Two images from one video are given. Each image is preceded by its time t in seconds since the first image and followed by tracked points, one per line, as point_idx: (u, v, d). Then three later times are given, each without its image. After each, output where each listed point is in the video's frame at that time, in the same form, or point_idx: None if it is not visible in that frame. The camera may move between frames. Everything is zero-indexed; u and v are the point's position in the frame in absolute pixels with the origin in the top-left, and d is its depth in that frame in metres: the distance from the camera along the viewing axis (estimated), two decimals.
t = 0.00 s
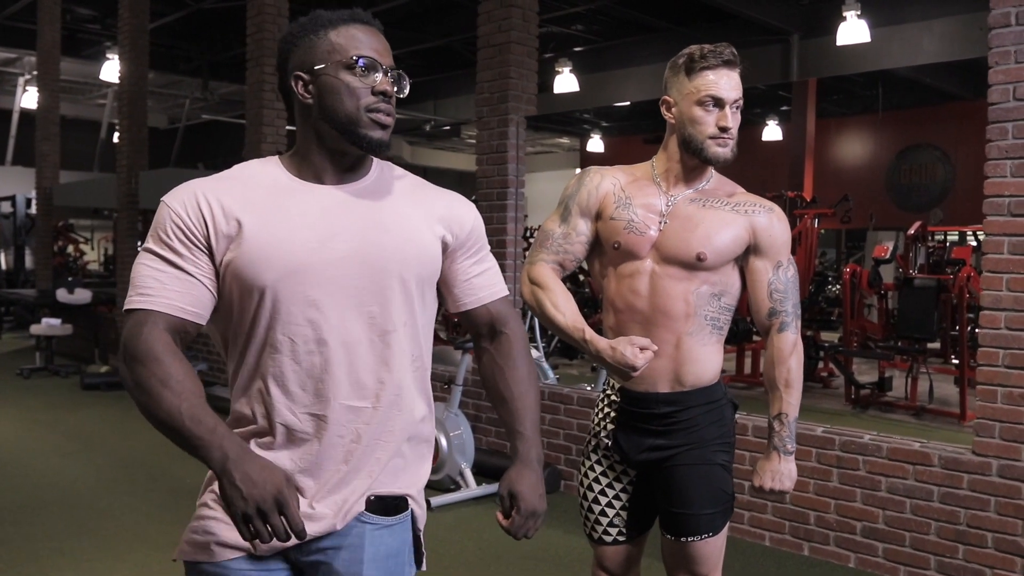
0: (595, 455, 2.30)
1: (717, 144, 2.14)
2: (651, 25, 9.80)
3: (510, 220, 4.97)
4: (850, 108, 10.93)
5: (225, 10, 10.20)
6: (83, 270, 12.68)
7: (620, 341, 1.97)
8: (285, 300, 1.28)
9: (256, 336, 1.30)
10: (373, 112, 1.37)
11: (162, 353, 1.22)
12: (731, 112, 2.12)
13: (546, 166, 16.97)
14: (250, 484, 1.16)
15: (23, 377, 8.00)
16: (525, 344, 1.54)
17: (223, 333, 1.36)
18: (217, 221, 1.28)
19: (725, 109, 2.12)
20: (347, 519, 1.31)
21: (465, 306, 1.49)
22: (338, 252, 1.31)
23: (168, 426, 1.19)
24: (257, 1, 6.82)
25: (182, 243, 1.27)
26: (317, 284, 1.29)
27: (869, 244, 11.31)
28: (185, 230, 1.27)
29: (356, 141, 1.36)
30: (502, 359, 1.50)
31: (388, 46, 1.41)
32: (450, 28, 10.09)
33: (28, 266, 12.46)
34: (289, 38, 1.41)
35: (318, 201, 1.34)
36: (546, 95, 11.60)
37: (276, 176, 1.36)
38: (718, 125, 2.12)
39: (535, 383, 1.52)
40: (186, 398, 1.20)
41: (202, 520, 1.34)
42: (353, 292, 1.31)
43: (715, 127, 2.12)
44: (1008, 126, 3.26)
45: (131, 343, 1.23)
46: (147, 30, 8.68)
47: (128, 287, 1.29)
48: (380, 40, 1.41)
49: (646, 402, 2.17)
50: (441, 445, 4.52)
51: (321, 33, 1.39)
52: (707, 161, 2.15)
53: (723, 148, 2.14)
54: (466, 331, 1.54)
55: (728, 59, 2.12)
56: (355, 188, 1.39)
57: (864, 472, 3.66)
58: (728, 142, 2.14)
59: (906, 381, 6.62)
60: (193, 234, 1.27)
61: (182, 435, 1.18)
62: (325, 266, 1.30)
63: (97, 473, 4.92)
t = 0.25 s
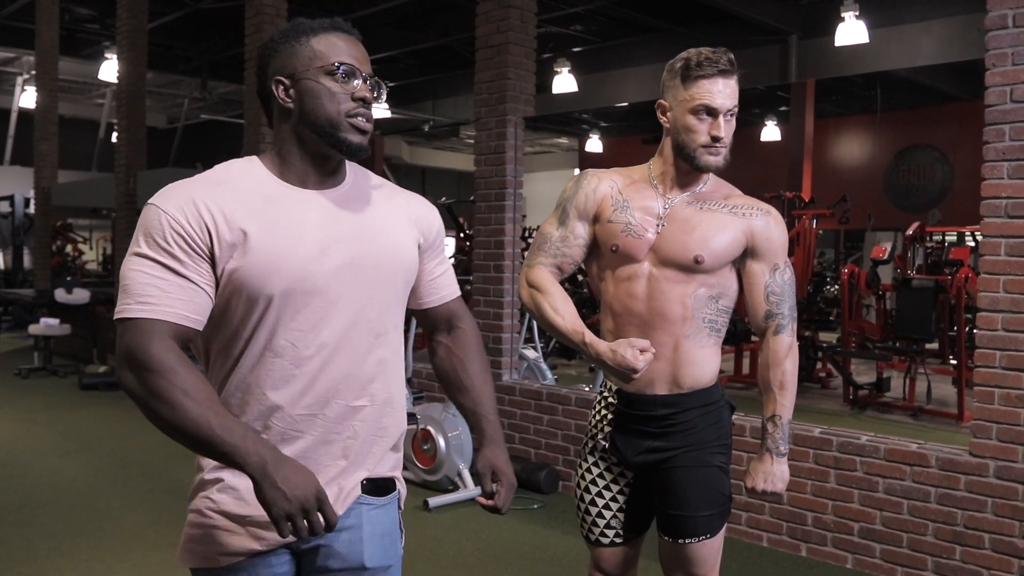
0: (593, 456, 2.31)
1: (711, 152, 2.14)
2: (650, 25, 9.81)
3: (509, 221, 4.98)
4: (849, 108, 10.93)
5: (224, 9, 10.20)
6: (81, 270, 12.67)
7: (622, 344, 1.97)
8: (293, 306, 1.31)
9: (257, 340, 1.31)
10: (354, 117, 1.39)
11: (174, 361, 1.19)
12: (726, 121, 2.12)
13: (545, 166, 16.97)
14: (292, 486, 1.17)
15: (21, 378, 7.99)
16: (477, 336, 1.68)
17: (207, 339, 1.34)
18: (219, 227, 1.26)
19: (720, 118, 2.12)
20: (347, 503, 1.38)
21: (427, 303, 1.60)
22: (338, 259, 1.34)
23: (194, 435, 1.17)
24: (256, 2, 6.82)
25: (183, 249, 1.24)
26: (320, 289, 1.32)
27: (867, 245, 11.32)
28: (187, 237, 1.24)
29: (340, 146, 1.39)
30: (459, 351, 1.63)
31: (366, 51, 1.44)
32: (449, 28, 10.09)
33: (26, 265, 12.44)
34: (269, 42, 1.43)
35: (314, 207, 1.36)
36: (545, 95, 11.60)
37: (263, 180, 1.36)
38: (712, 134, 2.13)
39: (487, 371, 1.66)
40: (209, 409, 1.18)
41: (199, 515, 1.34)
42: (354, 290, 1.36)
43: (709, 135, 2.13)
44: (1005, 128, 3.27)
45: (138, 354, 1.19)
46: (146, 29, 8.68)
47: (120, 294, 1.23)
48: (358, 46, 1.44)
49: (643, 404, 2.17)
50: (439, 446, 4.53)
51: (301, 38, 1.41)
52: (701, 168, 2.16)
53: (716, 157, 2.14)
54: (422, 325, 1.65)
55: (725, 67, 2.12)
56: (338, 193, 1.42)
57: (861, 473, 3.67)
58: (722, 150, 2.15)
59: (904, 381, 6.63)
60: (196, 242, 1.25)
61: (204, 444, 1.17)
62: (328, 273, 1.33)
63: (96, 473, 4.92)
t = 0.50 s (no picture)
0: (591, 457, 2.31)
1: (707, 155, 2.14)
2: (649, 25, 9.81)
3: (507, 221, 4.98)
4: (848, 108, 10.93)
5: (223, 9, 10.20)
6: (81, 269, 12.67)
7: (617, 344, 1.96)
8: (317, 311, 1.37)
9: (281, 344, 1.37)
10: (346, 119, 1.45)
11: (225, 380, 1.25)
12: (723, 123, 2.12)
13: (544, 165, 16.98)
14: (344, 487, 1.26)
15: (20, 377, 8.00)
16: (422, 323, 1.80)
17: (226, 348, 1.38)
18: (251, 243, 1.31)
19: (717, 120, 2.12)
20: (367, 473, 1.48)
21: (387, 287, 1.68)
22: (353, 265, 1.42)
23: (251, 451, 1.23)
24: (255, 2, 6.82)
25: (221, 266, 1.28)
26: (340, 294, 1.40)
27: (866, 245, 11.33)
28: (223, 252, 1.28)
29: (335, 149, 1.44)
30: (411, 337, 1.75)
31: (354, 55, 1.49)
32: (449, 28, 10.08)
33: (25, 265, 12.43)
34: (261, 47, 1.46)
35: (326, 214, 1.42)
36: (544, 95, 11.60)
37: (275, 188, 1.40)
38: (708, 136, 2.13)
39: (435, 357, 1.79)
40: (263, 425, 1.25)
41: (232, 509, 1.39)
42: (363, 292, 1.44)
43: (705, 137, 2.13)
44: (1003, 129, 3.27)
45: (191, 373, 1.23)
46: (145, 29, 8.69)
47: (157, 313, 1.26)
48: (346, 51, 1.49)
49: (641, 405, 2.17)
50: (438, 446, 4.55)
51: (293, 43, 1.45)
52: (697, 171, 2.16)
53: (712, 159, 2.15)
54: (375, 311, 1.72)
55: (722, 70, 2.12)
56: (335, 196, 1.48)
57: (859, 473, 3.67)
58: (718, 153, 2.15)
59: (903, 381, 6.63)
60: (231, 258, 1.29)
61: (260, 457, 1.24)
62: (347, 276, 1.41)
63: (95, 473, 4.92)
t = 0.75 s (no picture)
0: (589, 458, 2.31)
1: (706, 153, 2.14)
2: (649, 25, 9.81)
3: (507, 220, 4.97)
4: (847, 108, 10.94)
5: (223, 9, 10.19)
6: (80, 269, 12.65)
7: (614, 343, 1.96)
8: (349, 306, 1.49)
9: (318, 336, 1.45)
10: (370, 137, 1.55)
11: (299, 362, 1.32)
12: (721, 122, 2.12)
13: (543, 165, 16.97)
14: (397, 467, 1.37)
15: (20, 377, 7.99)
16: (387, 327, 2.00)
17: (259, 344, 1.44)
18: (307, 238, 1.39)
19: (715, 118, 2.11)
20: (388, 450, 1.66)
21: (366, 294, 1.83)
22: (378, 263, 1.54)
23: (329, 431, 1.32)
24: (255, 1, 6.81)
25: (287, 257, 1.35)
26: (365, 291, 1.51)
27: (866, 245, 11.33)
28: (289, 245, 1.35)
29: (360, 163, 1.55)
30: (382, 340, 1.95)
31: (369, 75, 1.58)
32: (448, 27, 10.08)
33: (24, 265, 12.42)
34: (283, 63, 1.51)
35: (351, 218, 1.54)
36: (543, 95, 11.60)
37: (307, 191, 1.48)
38: (707, 134, 2.13)
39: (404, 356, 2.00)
40: (333, 404, 1.33)
41: (298, 481, 1.46)
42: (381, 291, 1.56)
43: (703, 136, 2.13)
44: (1003, 129, 3.27)
45: (274, 358, 1.29)
46: (144, 29, 8.69)
47: (229, 301, 1.30)
48: (359, 69, 1.57)
49: (639, 405, 2.17)
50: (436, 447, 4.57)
51: (316, 61, 1.51)
52: (696, 169, 2.16)
53: (711, 158, 2.15)
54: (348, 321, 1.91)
55: (720, 68, 2.12)
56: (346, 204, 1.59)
57: (859, 473, 3.68)
58: (716, 152, 2.15)
59: (902, 381, 6.63)
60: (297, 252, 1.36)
61: (334, 436, 1.32)
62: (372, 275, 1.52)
63: (94, 473, 4.92)
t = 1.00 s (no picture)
0: (587, 457, 2.31)
1: (706, 151, 2.14)
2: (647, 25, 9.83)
3: (505, 220, 4.97)
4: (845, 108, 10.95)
5: (221, 8, 10.18)
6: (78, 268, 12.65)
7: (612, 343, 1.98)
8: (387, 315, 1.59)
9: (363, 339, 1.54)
10: (389, 158, 1.66)
11: (365, 348, 1.39)
12: (720, 119, 2.12)
13: (541, 165, 16.97)
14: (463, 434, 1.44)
15: (17, 376, 7.99)
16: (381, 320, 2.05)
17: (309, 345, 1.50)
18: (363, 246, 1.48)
19: (715, 116, 2.11)
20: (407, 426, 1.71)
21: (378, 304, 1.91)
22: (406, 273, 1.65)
23: (394, 405, 1.37)
24: (253, 1, 6.81)
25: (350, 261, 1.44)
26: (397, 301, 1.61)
27: (864, 245, 11.33)
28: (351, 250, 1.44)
29: (379, 181, 1.67)
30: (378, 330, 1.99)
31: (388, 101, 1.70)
32: (446, 27, 10.09)
33: (22, 264, 12.41)
34: (309, 89, 1.62)
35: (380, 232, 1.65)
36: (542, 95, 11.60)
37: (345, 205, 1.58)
38: (707, 131, 2.12)
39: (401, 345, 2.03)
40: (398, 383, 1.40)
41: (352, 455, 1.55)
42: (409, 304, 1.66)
43: (704, 133, 2.12)
44: (1001, 129, 3.28)
45: (345, 343, 1.36)
46: (142, 28, 8.69)
47: (303, 298, 1.37)
48: (381, 95, 1.68)
49: (638, 405, 2.17)
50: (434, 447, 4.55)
51: (341, 89, 1.63)
52: (696, 166, 2.16)
53: (712, 155, 2.14)
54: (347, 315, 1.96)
55: (720, 65, 2.12)
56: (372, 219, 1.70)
57: (856, 473, 3.68)
58: (717, 148, 2.15)
59: (900, 382, 6.63)
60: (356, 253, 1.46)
61: (401, 407, 1.37)
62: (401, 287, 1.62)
63: (91, 472, 4.92)
